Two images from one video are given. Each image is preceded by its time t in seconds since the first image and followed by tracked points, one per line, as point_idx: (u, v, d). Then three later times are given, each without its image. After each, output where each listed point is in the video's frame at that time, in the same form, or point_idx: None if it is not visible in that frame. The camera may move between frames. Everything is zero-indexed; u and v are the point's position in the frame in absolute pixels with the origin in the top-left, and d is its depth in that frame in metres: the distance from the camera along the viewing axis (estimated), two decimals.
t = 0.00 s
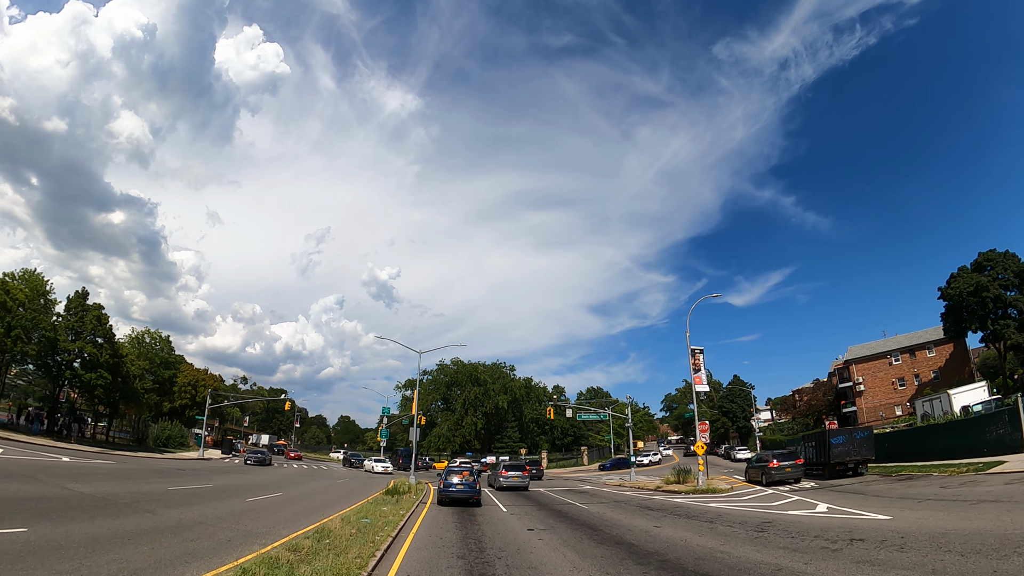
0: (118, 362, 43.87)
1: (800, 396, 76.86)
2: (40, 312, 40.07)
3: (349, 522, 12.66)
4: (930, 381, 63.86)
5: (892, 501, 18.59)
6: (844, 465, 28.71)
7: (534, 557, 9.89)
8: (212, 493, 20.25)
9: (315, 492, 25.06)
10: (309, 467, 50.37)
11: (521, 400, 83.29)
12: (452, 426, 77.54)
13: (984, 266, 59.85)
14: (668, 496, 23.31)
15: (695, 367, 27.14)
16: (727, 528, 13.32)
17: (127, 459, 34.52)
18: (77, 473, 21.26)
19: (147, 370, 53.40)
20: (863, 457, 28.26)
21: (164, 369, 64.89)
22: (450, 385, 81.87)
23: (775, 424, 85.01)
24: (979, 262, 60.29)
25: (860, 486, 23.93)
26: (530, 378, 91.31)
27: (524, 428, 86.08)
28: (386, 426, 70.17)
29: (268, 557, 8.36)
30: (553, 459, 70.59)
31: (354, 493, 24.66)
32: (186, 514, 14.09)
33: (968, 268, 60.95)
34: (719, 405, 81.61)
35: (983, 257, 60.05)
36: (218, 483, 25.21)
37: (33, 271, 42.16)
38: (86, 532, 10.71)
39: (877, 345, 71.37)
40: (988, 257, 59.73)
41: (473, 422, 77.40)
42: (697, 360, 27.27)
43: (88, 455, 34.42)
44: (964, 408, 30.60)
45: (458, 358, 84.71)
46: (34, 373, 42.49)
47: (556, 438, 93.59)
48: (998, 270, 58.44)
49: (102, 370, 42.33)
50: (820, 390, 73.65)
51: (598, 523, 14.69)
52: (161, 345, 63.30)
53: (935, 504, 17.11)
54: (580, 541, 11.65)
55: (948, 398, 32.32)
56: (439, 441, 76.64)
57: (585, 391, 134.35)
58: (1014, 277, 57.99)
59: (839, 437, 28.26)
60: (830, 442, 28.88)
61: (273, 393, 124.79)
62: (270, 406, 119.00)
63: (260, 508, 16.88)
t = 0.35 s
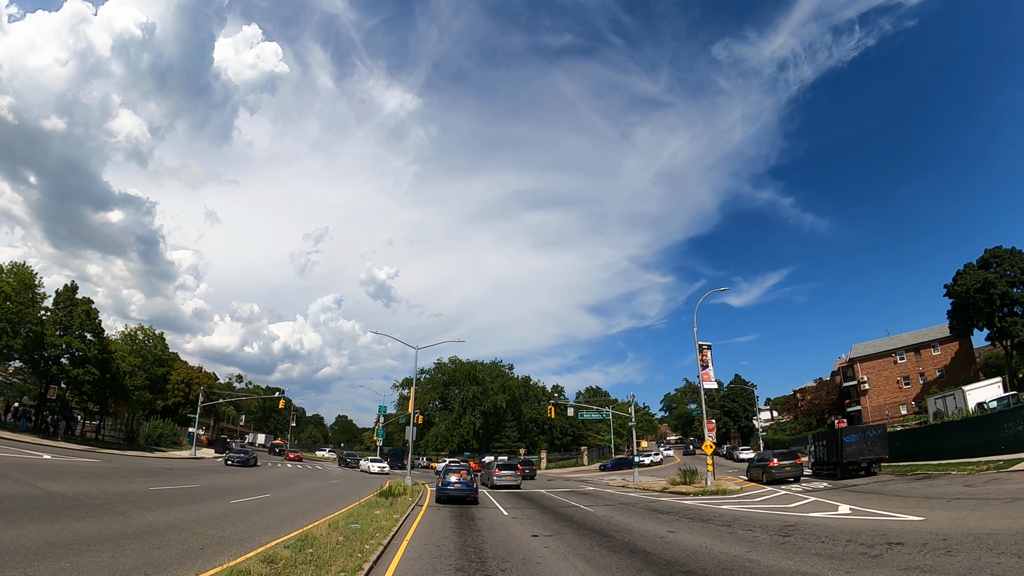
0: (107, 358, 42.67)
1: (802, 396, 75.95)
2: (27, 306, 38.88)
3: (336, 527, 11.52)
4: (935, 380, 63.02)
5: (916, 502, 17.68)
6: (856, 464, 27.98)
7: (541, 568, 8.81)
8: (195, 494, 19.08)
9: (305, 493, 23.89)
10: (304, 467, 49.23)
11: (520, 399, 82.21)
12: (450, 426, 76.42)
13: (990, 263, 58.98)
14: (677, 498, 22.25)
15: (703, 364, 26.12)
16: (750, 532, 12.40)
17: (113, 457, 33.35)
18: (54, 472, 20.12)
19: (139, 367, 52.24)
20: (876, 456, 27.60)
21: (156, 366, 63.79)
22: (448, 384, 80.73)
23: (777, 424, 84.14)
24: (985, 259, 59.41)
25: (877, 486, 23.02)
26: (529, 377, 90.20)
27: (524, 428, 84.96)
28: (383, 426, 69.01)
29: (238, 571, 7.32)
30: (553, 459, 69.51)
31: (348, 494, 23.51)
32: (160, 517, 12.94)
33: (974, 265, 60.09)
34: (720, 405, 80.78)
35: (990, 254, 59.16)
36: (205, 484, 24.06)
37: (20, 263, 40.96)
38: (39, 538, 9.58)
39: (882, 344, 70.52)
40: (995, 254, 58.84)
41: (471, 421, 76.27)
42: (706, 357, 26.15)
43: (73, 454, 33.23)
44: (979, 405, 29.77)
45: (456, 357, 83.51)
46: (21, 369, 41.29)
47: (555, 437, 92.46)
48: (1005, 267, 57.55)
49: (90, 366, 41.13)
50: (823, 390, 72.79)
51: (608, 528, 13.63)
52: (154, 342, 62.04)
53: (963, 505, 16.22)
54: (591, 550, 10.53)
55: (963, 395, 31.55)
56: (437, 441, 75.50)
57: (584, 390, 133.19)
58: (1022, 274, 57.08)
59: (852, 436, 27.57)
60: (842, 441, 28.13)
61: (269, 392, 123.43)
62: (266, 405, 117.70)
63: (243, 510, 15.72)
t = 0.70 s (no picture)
0: (96, 354, 41.54)
1: (808, 394, 74.77)
2: (14, 300, 37.78)
3: (322, 534, 10.33)
4: (944, 378, 61.91)
5: (948, 502, 16.65)
6: (874, 463, 26.95)
7: None
8: (177, 494, 17.98)
9: (297, 493, 22.79)
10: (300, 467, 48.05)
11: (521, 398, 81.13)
12: (450, 425, 75.22)
13: (1000, 258, 57.81)
14: (690, 499, 21.17)
15: (715, 359, 25.29)
16: (785, 538, 11.47)
17: (100, 456, 32.19)
18: (31, 470, 19.00)
19: (133, 365, 51.24)
20: (895, 454, 26.57)
21: (150, 363, 63.18)
22: (447, 383, 79.55)
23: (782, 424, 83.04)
24: (996, 254, 58.22)
25: (900, 486, 21.97)
26: (530, 376, 89.00)
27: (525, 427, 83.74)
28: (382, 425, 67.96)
29: None
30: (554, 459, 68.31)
31: (342, 494, 22.45)
32: (131, 520, 11.75)
33: (984, 260, 58.92)
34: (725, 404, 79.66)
35: (1000, 249, 57.96)
36: (190, 483, 22.99)
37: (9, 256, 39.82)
38: None
39: (889, 341, 69.44)
40: (1005, 249, 57.63)
41: (472, 420, 75.05)
42: (717, 351, 25.35)
43: (59, 452, 32.09)
44: (1000, 400, 28.72)
45: (456, 355, 82.31)
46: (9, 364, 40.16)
47: (556, 437, 91.22)
48: (1016, 262, 56.33)
49: (79, 362, 40.00)
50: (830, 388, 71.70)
51: (622, 534, 12.53)
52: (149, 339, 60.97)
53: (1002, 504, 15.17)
54: (609, 560, 9.35)
55: (983, 390, 30.47)
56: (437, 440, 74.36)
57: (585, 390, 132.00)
58: None
59: (870, 433, 26.43)
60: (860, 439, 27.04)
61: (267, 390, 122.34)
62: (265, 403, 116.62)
63: (225, 512, 14.63)
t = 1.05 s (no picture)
0: (83, 348, 40.24)
1: (815, 392, 73.87)
2: None
3: (301, 543, 9.06)
4: (953, 375, 60.90)
5: (986, 501, 15.64)
6: (895, 461, 26.08)
7: None
8: (154, 495, 16.72)
9: (285, 494, 21.50)
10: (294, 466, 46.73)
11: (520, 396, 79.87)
12: (449, 424, 73.83)
13: (1010, 252, 56.64)
14: (704, 501, 19.99)
15: (729, 352, 24.18)
16: (827, 544, 10.67)
17: (83, 454, 30.85)
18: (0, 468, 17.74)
19: (123, 361, 50.05)
20: (917, 452, 25.62)
21: (144, 359, 63.75)
22: (446, 381, 78.21)
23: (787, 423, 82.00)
24: (1005, 248, 57.03)
25: (926, 485, 20.97)
26: (530, 374, 87.72)
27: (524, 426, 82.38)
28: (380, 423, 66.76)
29: None
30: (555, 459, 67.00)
31: (332, 496, 21.06)
32: (86, 526, 10.44)
33: (993, 254, 57.70)
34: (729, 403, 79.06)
35: (1010, 243, 56.78)
36: (171, 482, 21.67)
37: None
38: None
39: (897, 337, 68.44)
40: (1015, 243, 56.44)
41: (470, 419, 73.69)
42: (731, 344, 24.22)
43: (40, 449, 30.76)
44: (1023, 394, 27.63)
45: (455, 352, 80.93)
46: None
47: (556, 436, 89.77)
48: None
49: (65, 356, 38.69)
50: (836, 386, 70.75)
51: (641, 542, 11.35)
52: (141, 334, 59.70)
53: None
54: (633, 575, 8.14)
55: (1003, 384, 29.33)
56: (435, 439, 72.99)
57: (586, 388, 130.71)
58: None
59: (891, 430, 25.41)
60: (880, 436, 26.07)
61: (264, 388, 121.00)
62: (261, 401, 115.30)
63: (200, 515, 13.35)
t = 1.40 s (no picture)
0: (68, 341, 38.79)
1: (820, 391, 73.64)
2: None
3: (271, 559, 7.78)
4: (962, 373, 60.08)
5: None
6: (918, 459, 26.05)
7: None
8: (131, 496, 15.55)
9: (276, 496, 20.29)
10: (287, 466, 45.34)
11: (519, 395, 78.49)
12: (447, 424, 72.36)
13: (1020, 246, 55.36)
14: (720, 505, 18.91)
15: (744, 347, 23.23)
16: (883, 552, 10.29)
17: (65, 452, 29.46)
18: None
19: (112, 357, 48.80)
20: (940, 449, 25.73)
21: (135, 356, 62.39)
22: (444, 380, 76.74)
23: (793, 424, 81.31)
24: (1015, 242, 55.77)
25: (957, 485, 20.08)
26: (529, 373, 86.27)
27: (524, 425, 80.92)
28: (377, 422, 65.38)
29: None
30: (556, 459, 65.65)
31: (323, 498, 19.80)
32: (25, 532, 9.11)
33: (1003, 249, 56.46)
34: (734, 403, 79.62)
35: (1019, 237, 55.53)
36: (150, 482, 20.38)
37: None
38: None
39: (906, 334, 67.57)
40: None
41: (469, 418, 72.33)
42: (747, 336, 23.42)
43: (19, 447, 29.35)
44: None
45: (453, 350, 79.50)
46: None
47: (556, 436, 88.39)
48: None
49: (48, 350, 37.26)
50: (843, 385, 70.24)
51: (666, 555, 10.18)
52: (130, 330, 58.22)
53: None
54: None
55: None
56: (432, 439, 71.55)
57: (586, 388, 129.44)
58: None
59: (915, 426, 25.47)
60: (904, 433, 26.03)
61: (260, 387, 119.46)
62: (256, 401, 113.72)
63: (170, 519, 12.13)
